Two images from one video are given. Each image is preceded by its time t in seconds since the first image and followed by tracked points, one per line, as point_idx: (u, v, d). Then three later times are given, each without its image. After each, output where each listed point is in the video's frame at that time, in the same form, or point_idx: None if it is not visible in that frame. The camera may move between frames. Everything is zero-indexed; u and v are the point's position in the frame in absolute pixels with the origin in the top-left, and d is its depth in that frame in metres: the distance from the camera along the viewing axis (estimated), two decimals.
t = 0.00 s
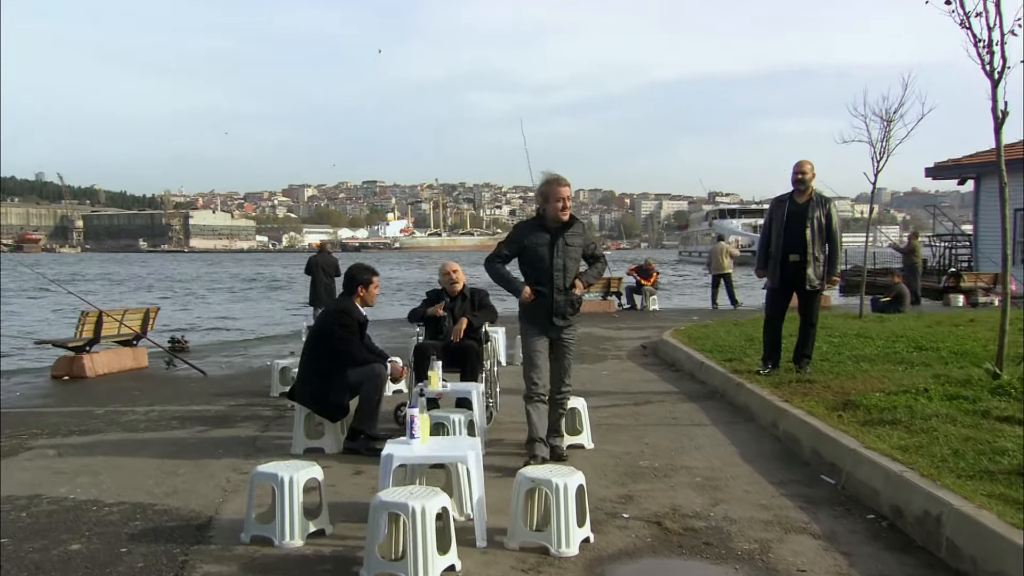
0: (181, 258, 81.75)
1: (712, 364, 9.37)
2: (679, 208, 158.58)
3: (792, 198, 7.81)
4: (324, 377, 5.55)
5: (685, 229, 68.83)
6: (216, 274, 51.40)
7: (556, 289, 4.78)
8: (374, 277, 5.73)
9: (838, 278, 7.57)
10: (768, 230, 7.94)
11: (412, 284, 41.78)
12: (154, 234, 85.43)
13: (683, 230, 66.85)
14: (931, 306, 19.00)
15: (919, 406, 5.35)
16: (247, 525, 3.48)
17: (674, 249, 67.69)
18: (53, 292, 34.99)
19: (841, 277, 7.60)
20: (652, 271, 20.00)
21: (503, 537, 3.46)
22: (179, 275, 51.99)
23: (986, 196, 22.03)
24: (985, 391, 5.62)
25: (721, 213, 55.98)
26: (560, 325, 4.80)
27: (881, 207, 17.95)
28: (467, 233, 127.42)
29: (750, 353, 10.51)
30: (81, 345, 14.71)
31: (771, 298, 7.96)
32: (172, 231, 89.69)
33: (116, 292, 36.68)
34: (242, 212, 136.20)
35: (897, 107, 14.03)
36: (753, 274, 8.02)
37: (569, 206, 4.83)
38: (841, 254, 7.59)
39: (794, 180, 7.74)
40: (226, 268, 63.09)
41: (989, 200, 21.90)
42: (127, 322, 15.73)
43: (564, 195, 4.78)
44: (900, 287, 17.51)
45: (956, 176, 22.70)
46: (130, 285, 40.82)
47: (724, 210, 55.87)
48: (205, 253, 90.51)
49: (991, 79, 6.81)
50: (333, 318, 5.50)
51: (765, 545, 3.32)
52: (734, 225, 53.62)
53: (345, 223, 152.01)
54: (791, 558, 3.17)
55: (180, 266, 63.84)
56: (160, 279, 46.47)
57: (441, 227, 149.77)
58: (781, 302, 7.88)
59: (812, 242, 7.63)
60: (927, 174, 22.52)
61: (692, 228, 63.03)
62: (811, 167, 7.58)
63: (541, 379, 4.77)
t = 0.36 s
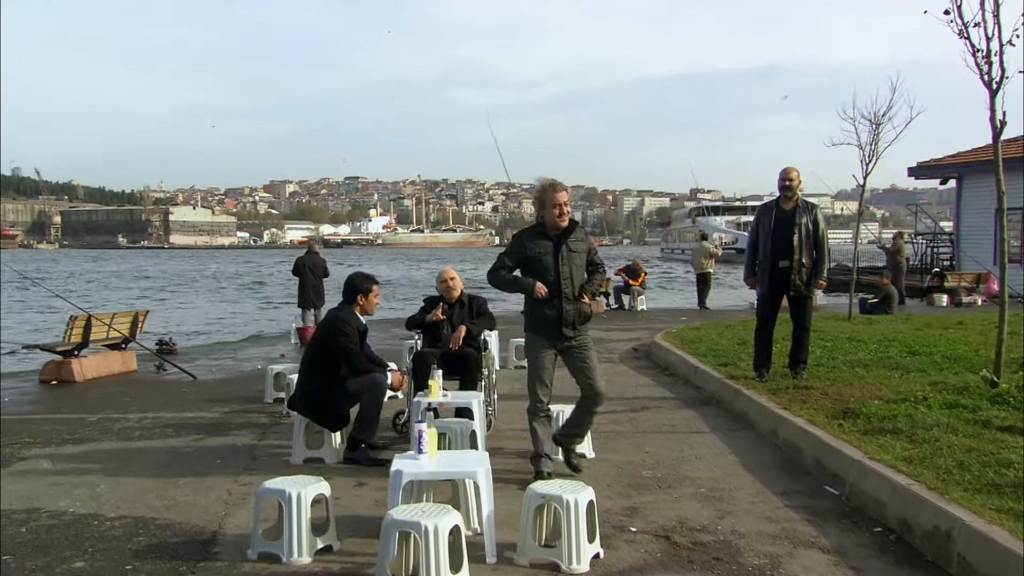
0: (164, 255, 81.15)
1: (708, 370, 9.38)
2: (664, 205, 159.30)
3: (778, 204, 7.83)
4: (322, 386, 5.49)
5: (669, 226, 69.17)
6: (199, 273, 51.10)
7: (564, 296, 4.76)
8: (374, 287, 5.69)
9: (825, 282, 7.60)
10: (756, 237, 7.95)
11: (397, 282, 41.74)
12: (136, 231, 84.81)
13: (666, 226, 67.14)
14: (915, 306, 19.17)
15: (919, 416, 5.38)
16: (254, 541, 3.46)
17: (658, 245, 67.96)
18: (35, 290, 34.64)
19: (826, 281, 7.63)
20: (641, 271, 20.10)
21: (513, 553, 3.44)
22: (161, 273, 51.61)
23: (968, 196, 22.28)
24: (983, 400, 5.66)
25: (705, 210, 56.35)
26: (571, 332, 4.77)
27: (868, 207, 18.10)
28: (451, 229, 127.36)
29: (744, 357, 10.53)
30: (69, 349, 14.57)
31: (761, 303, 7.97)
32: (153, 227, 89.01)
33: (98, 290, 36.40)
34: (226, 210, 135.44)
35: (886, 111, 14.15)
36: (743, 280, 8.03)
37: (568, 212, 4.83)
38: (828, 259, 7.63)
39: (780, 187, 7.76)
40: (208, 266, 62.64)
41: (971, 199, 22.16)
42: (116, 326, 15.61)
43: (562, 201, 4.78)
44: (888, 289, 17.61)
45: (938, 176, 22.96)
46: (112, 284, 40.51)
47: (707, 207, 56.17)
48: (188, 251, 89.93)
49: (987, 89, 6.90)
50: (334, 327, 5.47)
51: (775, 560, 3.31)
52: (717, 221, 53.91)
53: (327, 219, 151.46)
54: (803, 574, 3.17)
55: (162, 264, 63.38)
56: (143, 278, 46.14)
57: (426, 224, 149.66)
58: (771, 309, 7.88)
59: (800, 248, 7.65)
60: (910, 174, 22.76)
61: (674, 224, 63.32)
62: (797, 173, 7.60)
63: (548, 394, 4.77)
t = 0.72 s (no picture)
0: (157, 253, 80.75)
1: (711, 373, 9.37)
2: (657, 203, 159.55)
3: (771, 211, 7.80)
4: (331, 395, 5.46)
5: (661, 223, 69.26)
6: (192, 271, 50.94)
7: (582, 310, 4.67)
8: (382, 293, 5.67)
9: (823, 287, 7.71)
10: (749, 244, 7.89)
11: (390, 280, 41.76)
12: (129, 229, 84.51)
13: (657, 223, 67.30)
14: (910, 305, 19.21)
15: (929, 423, 5.40)
16: (270, 554, 3.45)
17: (649, 242, 68.07)
18: (27, 289, 34.43)
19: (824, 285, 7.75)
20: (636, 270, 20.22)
21: (531, 566, 3.42)
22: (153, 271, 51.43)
23: (960, 195, 22.39)
24: (992, 408, 5.68)
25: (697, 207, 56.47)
26: (597, 347, 4.68)
27: (863, 207, 18.17)
28: (443, 226, 127.45)
29: (746, 360, 10.53)
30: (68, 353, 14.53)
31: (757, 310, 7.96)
32: (145, 225, 88.70)
33: (91, 289, 36.28)
34: (218, 208, 135.01)
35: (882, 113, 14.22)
36: (737, 287, 7.97)
37: (593, 223, 4.65)
38: (824, 263, 7.74)
39: (772, 193, 7.72)
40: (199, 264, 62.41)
41: (963, 198, 22.28)
42: (115, 328, 15.54)
43: (574, 210, 4.66)
44: (884, 290, 17.56)
45: (931, 175, 23.09)
46: (105, 283, 40.41)
47: (700, 205, 56.29)
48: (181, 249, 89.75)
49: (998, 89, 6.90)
50: (343, 334, 5.44)
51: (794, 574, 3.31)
52: (710, 218, 54.05)
53: (320, 217, 151.23)
54: None
55: (155, 263, 63.20)
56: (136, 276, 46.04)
57: (419, 222, 149.71)
58: (768, 315, 7.90)
59: (798, 253, 7.67)
60: (902, 173, 22.87)
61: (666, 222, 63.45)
62: (790, 179, 7.60)
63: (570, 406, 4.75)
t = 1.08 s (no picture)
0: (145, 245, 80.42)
1: (711, 371, 9.38)
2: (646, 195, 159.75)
3: (764, 210, 7.82)
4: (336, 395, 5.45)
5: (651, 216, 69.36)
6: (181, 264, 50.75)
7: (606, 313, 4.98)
8: (386, 293, 5.65)
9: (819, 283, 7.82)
10: (746, 244, 7.84)
11: (380, 272, 41.70)
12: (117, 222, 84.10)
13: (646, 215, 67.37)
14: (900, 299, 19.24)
15: (933, 423, 5.42)
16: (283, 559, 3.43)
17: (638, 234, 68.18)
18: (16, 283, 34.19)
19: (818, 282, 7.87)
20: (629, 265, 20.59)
21: (545, 571, 3.42)
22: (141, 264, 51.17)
23: (949, 189, 22.50)
24: (995, 407, 5.72)
25: (687, 200, 56.58)
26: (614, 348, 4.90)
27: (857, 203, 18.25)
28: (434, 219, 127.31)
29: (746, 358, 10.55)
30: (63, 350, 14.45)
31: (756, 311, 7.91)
32: (133, 217, 88.22)
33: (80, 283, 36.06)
34: (209, 201, 134.41)
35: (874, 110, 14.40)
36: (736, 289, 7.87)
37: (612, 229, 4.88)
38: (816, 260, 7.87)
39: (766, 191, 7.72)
40: (186, 256, 62.10)
41: (951, 192, 22.38)
42: (110, 325, 15.47)
43: (600, 219, 4.96)
44: (876, 284, 17.48)
45: (920, 169, 23.25)
46: (94, 276, 40.23)
47: (691, 198, 56.39)
48: (169, 242, 89.37)
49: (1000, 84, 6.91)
50: (347, 335, 5.42)
51: None
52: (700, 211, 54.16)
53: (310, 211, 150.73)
54: None
55: (142, 255, 62.85)
56: (124, 269, 45.83)
57: (409, 214, 149.62)
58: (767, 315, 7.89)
59: (795, 252, 7.74)
60: (892, 167, 22.95)
61: (654, 214, 63.54)
62: (784, 176, 7.64)
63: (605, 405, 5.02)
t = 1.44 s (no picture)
0: (131, 236, 79.86)
1: (709, 366, 9.40)
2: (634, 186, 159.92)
3: (761, 205, 7.82)
4: (338, 392, 5.43)
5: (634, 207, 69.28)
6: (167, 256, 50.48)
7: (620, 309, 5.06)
8: (389, 290, 5.64)
9: (817, 277, 7.88)
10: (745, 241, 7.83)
11: (369, 264, 41.60)
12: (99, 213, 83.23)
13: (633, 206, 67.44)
14: (889, 292, 19.34)
15: (934, 420, 5.46)
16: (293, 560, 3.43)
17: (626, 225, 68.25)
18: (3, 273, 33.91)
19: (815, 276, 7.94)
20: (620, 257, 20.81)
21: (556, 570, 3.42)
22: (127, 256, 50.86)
23: (936, 181, 22.56)
24: (996, 403, 5.76)
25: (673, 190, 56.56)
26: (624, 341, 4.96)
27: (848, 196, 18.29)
28: (421, 211, 127.04)
29: (743, 352, 10.57)
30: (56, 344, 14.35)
31: (756, 307, 7.92)
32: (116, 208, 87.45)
33: (66, 275, 35.80)
34: (195, 193, 133.70)
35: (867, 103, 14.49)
36: (736, 286, 7.86)
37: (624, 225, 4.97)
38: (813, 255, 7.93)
39: (763, 188, 7.70)
40: (173, 247, 61.76)
41: (937, 184, 22.50)
42: (102, 319, 15.38)
43: (613, 219, 5.04)
44: (867, 277, 17.54)
45: (906, 161, 23.32)
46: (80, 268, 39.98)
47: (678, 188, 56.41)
48: (156, 233, 88.94)
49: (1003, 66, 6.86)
50: (350, 333, 5.42)
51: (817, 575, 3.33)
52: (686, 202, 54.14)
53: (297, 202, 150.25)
54: None
55: (128, 246, 62.43)
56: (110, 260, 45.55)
57: (397, 205, 149.12)
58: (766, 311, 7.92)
59: (794, 246, 7.79)
60: (879, 159, 23.03)
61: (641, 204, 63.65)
62: (780, 172, 7.64)
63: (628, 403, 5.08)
